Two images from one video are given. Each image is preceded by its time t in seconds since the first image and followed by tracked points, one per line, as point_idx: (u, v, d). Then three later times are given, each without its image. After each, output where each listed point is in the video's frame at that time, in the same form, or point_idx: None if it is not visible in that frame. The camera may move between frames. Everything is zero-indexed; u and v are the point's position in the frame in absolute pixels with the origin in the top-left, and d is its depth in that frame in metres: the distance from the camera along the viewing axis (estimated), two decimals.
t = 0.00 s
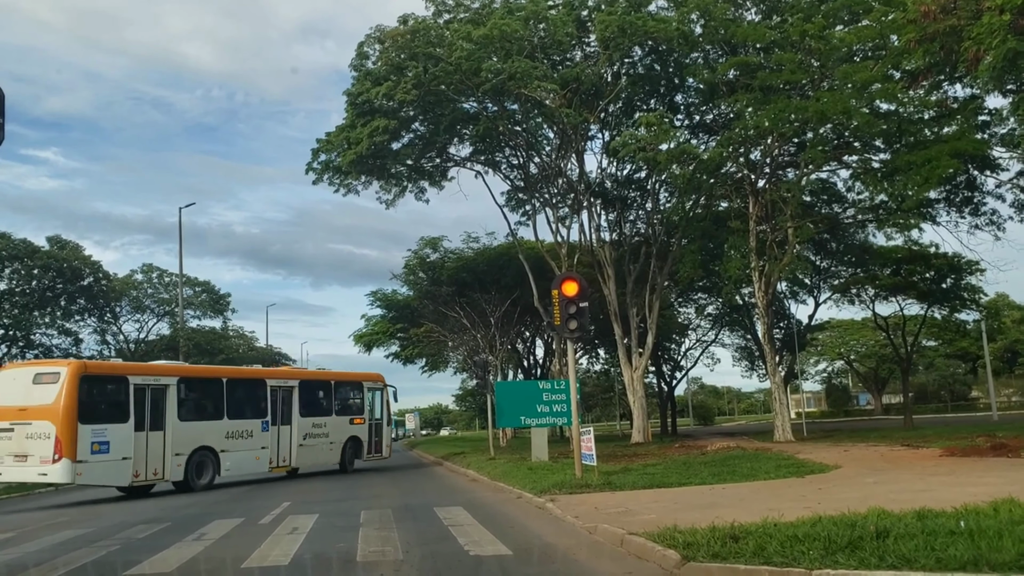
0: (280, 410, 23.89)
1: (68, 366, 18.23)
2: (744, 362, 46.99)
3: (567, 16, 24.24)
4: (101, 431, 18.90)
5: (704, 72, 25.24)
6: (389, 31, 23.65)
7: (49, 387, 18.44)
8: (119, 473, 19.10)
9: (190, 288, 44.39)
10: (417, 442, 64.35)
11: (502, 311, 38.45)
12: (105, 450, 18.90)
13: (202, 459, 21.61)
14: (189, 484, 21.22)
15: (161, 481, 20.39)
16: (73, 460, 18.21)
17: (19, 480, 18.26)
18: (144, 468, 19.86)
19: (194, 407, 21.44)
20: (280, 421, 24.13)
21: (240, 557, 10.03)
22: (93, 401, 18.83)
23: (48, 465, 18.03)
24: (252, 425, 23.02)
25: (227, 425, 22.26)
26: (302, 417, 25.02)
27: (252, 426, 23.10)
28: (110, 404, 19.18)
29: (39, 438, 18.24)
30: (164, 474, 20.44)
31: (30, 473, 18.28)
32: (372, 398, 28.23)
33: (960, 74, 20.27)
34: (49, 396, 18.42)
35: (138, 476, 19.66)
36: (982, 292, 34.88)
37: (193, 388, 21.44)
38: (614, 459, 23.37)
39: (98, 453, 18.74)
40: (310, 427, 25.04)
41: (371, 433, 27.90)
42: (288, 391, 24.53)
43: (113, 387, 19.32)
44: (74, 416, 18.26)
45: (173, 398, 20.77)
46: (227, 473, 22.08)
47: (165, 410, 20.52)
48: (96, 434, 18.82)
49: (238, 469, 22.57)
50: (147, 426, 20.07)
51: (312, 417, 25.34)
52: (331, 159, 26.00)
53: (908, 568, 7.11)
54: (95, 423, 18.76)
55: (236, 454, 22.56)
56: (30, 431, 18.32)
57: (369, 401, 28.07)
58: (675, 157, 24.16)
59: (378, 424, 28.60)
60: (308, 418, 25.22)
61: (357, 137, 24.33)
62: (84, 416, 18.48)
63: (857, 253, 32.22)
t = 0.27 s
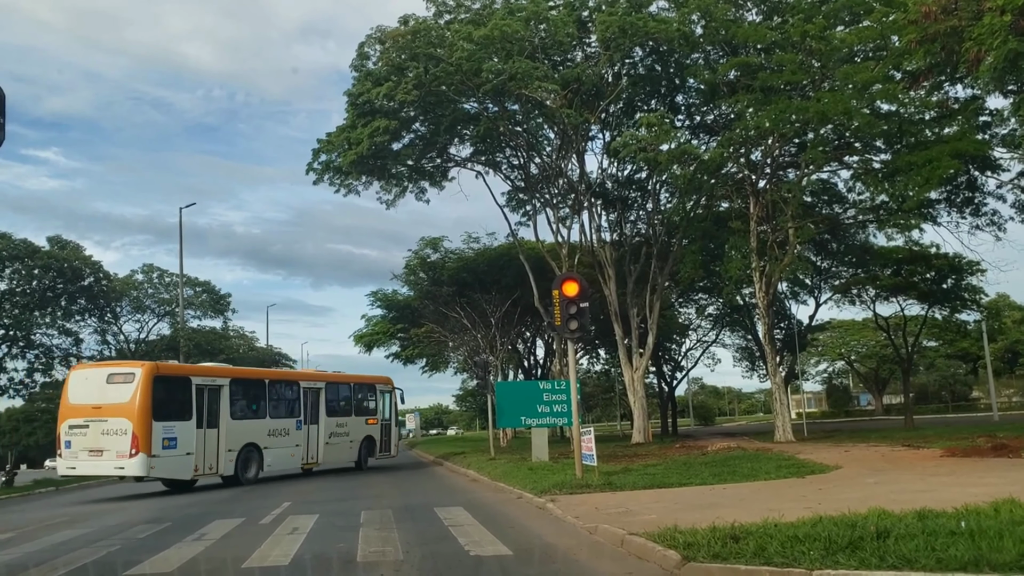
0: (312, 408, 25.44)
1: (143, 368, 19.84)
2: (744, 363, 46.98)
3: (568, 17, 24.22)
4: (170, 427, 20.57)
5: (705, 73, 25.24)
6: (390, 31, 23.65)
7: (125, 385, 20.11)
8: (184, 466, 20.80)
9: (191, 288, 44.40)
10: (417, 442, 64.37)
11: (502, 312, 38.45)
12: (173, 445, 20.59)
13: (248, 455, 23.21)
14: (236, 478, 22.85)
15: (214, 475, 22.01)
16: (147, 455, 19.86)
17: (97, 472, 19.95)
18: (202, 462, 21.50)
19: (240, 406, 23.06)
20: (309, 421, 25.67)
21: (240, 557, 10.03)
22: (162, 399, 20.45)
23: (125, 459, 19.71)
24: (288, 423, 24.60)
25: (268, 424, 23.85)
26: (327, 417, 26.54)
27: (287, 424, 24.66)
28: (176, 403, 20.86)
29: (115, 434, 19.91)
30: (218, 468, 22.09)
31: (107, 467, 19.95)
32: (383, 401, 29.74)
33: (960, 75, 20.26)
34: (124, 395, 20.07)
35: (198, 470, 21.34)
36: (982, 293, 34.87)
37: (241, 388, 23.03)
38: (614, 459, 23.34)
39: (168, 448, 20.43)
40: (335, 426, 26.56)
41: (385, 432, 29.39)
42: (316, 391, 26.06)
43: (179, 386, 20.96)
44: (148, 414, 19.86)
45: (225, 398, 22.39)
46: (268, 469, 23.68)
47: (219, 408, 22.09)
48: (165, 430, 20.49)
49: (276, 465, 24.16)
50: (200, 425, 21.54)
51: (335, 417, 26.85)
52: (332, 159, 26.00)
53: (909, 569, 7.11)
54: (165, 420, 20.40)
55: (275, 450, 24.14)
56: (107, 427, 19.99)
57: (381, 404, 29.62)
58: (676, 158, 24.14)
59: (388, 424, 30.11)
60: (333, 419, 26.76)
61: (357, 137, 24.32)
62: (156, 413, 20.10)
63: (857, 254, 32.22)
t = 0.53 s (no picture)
0: (340, 408, 27.14)
1: (202, 369, 21.39)
2: (744, 363, 46.98)
3: (568, 17, 24.22)
4: (224, 424, 22.18)
5: (705, 73, 25.23)
6: (390, 31, 23.66)
7: (185, 385, 21.67)
8: (237, 461, 22.40)
9: (191, 288, 44.41)
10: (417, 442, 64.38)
11: (502, 312, 38.45)
12: (227, 441, 22.19)
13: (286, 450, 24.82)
14: (276, 472, 24.44)
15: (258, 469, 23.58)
16: (206, 449, 21.44)
17: (158, 466, 21.52)
18: (251, 457, 23.10)
19: (279, 405, 24.78)
20: (334, 420, 27.22)
21: (240, 557, 10.03)
22: (217, 398, 22.03)
23: (186, 454, 21.29)
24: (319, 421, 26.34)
25: (302, 421, 25.40)
26: (348, 416, 28.08)
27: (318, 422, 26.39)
28: (229, 400, 22.50)
29: (176, 430, 21.48)
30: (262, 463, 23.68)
31: (167, 460, 21.54)
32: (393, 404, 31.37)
33: (960, 75, 20.26)
34: (184, 393, 21.62)
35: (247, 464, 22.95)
36: (982, 293, 34.86)
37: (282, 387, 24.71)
38: (614, 459, 23.32)
39: (223, 443, 22.04)
40: (355, 424, 28.12)
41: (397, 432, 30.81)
42: (342, 392, 27.77)
43: (231, 385, 22.58)
44: (208, 412, 21.45)
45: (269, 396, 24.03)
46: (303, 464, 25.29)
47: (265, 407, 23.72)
48: (220, 426, 22.09)
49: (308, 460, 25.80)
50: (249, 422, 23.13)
51: (355, 416, 28.53)
52: (331, 159, 26.01)
53: (908, 569, 7.11)
54: (220, 417, 21.99)
55: (308, 447, 25.76)
56: (168, 424, 21.56)
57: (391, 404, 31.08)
58: (675, 158, 24.13)
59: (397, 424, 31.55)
60: (353, 418, 28.30)
61: (357, 137, 24.32)
62: (214, 411, 21.69)
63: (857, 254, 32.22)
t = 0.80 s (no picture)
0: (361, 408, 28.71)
1: (253, 372, 23.06)
2: (744, 363, 46.99)
3: (567, 17, 24.21)
4: (269, 422, 23.92)
5: (704, 73, 25.22)
6: (390, 31, 23.66)
7: (234, 386, 23.28)
8: (278, 457, 24.18)
9: (191, 288, 44.40)
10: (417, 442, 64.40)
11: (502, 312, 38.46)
12: (271, 438, 23.96)
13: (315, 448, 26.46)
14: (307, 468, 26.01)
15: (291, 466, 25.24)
16: (255, 446, 23.18)
17: (209, 461, 23.16)
18: (289, 454, 24.81)
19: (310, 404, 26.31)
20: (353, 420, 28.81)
21: (239, 557, 10.03)
22: (263, 398, 23.73)
23: (236, 450, 22.99)
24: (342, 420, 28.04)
25: (328, 421, 27.03)
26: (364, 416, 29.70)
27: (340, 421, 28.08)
28: (272, 400, 24.21)
29: (226, 428, 23.14)
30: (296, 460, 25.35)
31: (218, 456, 23.20)
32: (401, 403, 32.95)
33: (960, 75, 20.26)
34: (234, 394, 23.24)
35: (285, 461, 24.68)
36: (982, 293, 34.87)
37: (314, 388, 26.45)
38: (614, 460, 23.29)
39: (268, 441, 23.81)
40: (370, 424, 29.78)
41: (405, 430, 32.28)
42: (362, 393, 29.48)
43: (274, 387, 24.27)
44: (256, 412, 23.16)
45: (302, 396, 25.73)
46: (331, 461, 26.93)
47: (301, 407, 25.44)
48: (264, 425, 23.80)
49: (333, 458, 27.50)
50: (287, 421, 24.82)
51: (371, 416, 30.17)
52: (331, 159, 26.02)
53: (908, 569, 7.11)
54: (266, 416, 23.74)
55: (333, 445, 27.44)
56: (218, 422, 23.19)
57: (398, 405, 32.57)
58: (675, 158, 24.12)
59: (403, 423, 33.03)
60: (368, 418, 29.94)
61: (357, 137, 24.31)
62: (261, 411, 23.41)
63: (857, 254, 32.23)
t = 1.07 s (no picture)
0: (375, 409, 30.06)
1: (293, 374, 24.14)
2: (743, 363, 46.99)
3: (567, 17, 24.21)
4: (305, 422, 25.05)
5: (704, 73, 25.20)
6: (389, 32, 23.67)
7: (275, 388, 24.34)
8: (313, 455, 25.28)
9: (190, 288, 44.42)
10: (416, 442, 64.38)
11: (501, 312, 38.46)
12: (307, 437, 25.08)
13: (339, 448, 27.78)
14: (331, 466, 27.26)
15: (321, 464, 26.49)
16: (294, 444, 24.28)
17: (250, 458, 24.22)
18: (321, 453, 25.98)
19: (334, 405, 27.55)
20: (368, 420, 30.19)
21: (239, 557, 10.03)
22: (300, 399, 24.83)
23: (276, 448, 24.05)
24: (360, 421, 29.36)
25: (350, 421, 28.35)
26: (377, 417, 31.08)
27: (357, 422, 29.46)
28: (307, 401, 25.34)
29: (267, 427, 24.20)
30: (324, 458, 26.61)
31: (258, 453, 24.26)
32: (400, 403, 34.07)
33: (959, 75, 20.26)
34: (275, 395, 24.30)
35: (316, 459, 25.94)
36: (981, 293, 34.88)
37: (338, 391, 27.82)
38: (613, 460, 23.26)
39: (305, 439, 24.92)
40: (381, 425, 31.15)
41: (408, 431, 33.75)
42: (375, 396, 30.83)
43: (310, 388, 25.41)
44: (295, 412, 24.25)
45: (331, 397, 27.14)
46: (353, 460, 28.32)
47: (330, 408, 26.71)
48: (301, 425, 24.91)
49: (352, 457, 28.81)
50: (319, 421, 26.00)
51: (382, 418, 31.53)
52: (330, 160, 26.02)
53: (908, 569, 7.12)
54: (303, 416, 24.83)
55: (353, 445, 28.80)
56: (259, 422, 24.25)
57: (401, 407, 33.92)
58: (674, 158, 24.11)
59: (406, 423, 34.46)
60: (380, 419, 31.33)
61: (356, 137, 24.30)
62: (299, 411, 24.50)
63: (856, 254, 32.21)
